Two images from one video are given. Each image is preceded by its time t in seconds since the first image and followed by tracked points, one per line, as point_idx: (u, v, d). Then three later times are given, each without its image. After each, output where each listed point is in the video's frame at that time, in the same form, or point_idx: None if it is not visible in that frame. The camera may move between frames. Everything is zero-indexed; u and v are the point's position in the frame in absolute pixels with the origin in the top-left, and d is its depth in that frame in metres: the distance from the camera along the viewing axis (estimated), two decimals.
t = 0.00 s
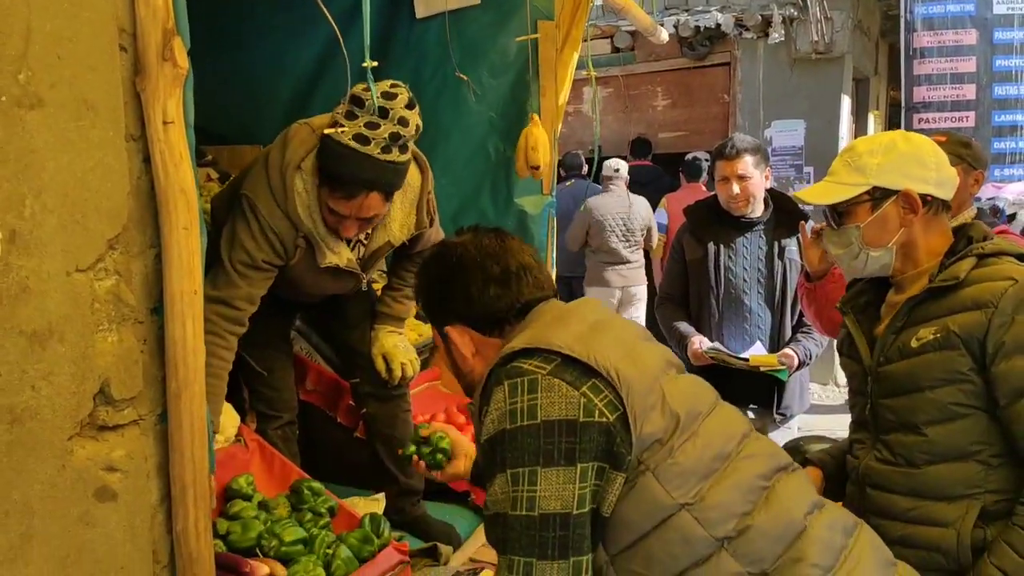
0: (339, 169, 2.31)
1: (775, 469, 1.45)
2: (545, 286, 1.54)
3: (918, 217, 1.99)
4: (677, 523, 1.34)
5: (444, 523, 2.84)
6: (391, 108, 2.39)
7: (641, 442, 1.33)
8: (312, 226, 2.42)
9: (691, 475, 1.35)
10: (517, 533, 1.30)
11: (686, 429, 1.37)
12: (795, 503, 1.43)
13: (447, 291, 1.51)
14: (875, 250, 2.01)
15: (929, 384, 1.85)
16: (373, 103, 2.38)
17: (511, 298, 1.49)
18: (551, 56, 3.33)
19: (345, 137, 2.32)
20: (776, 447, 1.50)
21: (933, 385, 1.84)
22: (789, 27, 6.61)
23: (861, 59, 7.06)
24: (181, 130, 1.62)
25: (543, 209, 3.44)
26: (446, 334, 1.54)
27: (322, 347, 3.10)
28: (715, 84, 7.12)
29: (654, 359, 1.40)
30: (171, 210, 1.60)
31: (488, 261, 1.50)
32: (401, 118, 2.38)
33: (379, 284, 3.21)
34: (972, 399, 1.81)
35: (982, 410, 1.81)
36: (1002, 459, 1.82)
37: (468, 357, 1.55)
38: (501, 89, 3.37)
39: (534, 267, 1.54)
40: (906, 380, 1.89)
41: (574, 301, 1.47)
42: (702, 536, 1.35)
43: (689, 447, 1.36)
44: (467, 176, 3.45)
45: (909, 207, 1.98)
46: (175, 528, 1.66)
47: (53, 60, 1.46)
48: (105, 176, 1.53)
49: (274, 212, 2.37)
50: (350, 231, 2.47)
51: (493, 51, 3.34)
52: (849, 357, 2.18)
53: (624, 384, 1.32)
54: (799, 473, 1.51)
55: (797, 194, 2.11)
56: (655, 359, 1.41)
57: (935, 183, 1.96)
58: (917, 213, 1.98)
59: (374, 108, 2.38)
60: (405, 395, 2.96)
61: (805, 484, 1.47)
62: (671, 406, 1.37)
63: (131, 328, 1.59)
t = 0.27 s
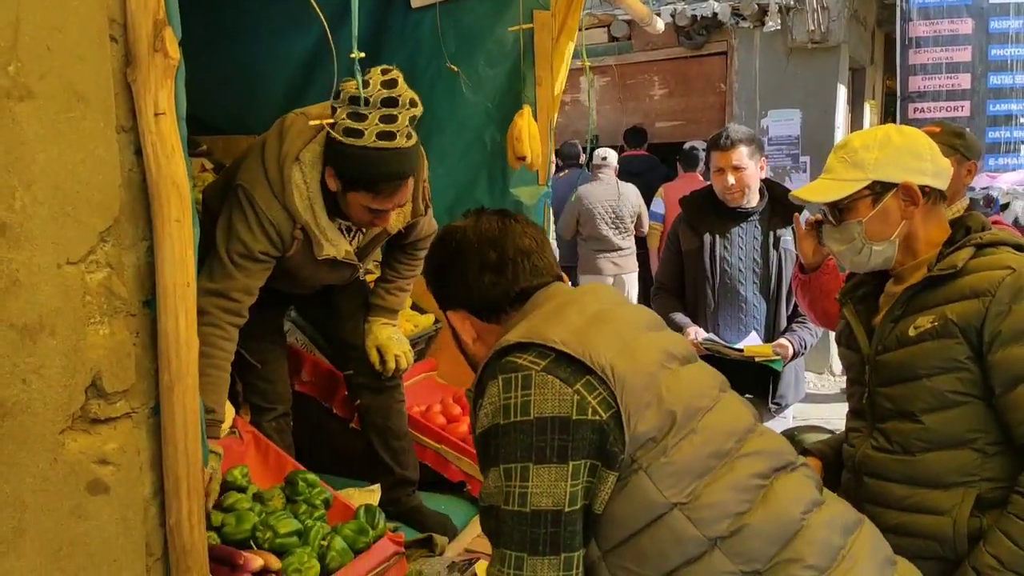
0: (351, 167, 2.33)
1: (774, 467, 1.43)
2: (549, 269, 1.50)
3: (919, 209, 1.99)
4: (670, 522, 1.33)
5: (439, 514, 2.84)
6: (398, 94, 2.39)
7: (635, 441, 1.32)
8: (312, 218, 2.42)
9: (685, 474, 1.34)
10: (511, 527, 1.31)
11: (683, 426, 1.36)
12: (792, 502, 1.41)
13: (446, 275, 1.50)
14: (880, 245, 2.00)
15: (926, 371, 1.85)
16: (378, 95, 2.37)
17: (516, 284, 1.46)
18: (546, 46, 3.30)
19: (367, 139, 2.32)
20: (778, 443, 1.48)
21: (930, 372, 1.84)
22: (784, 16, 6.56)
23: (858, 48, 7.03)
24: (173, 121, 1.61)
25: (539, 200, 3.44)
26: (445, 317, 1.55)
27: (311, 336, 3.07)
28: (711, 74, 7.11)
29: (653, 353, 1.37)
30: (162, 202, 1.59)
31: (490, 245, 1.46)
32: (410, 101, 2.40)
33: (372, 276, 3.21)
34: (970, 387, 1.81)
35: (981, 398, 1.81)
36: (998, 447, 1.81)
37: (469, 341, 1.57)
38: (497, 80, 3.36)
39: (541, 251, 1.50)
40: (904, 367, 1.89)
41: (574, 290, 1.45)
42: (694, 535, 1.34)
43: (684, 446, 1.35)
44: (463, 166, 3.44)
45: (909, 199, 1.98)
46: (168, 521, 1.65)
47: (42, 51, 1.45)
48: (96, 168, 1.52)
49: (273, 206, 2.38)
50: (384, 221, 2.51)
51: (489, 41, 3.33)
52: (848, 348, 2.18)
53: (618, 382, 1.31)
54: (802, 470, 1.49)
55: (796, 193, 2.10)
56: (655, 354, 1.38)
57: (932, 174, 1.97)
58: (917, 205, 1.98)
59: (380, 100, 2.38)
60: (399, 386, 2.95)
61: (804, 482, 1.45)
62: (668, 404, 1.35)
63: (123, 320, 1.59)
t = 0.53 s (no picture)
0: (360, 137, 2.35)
1: (765, 451, 1.40)
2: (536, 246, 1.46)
3: (916, 189, 1.95)
4: (654, 507, 1.31)
5: (429, 501, 2.82)
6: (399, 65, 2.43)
7: (619, 424, 1.30)
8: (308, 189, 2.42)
9: (670, 458, 1.32)
10: (492, 512, 1.28)
11: (669, 409, 1.33)
12: (780, 487, 1.39)
13: (429, 251, 1.46)
14: (875, 226, 1.97)
15: (922, 352, 1.82)
16: (381, 66, 2.41)
17: (501, 259, 1.42)
18: (540, 29, 3.20)
19: (373, 108, 2.34)
20: (771, 426, 1.44)
21: (926, 352, 1.81)
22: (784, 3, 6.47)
23: (858, 35, 6.97)
24: (149, 99, 1.58)
25: (534, 185, 3.38)
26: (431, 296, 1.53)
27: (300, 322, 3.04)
28: (711, 61, 7.05)
29: (640, 335, 1.34)
30: (139, 182, 1.56)
31: (473, 220, 1.43)
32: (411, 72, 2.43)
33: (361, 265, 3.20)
34: (967, 366, 1.78)
35: (978, 378, 1.78)
36: (994, 428, 1.79)
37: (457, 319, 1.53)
38: (489, 63, 3.32)
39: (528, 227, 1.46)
40: (898, 349, 1.86)
41: (561, 269, 1.41)
42: (678, 521, 1.31)
43: (671, 430, 1.32)
44: (456, 153, 3.43)
45: (907, 179, 1.94)
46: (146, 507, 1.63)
47: (14, 26, 1.41)
48: (71, 146, 1.49)
49: (268, 176, 2.38)
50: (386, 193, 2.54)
51: (480, 23, 3.28)
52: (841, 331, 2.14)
53: (603, 365, 1.28)
54: (794, 453, 1.46)
55: (789, 175, 2.07)
56: (642, 335, 1.35)
57: (929, 154, 1.93)
58: (914, 185, 1.95)
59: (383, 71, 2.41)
60: (387, 372, 2.93)
61: (793, 466, 1.43)
62: (654, 387, 1.32)
63: (99, 302, 1.56)
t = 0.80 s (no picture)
0: (345, 104, 2.31)
1: (728, 450, 1.38)
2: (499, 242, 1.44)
3: (901, 180, 1.90)
4: (614, 508, 1.29)
5: (411, 499, 2.79)
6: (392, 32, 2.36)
7: (578, 422, 1.28)
8: (292, 158, 2.40)
9: (631, 457, 1.30)
10: (451, 513, 1.26)
11: (629, 406, 1.31)
12: (743, 487, 1.37)
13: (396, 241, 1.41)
14: (858, 217, 1.92)
15: (904, 344, 1.78)
16: (373, 34, 2.34)
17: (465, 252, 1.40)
18: (529, 20, 3.19)
19: (363, 77, 2.29)
20: (736, 425, 1.43)
21: (909, 346, 1.77)
22: None
23: (864, 26, 6.88)
24: (109, 86, 1.54)
25: (523, 176, 3.33)
26: (399, 288, 1.44)
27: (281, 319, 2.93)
28: (713, 52, 6.96)
29: (599, 331, 1.32)
30: (97, 172, 1.52)
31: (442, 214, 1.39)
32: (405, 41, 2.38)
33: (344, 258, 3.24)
34: (950, 361, 1.73)
35: (962, 372, 1.73)
36: (978, 425, 1.75)
37: (421, 312, 1.44)
38: (479, 53, 3.28)
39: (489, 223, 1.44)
40: (878, 343, 1.83)
41: (521, 265, 1.40)
42: (639, 522, 1.29)
43: (632, 428, 1.30)
44: (445, 146, 3.38)
45: (891, 169, 1.89)
46: (108, 505, 1.59)
47: None
48: (27, 134, 1.45)
49: (253, 146, 2.37)
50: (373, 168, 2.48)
51: (469, 13, 3.24)
52: (824, 324, 2.11)
53: (560, 361, 1.27)
54: (758, 452, 1.45)
55: (772, 164, 2.02)
56: (602, 332, 1.33)
57: (916, 144, 1.88)
58: (899, 175, 1.89)
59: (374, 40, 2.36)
60: (369, 368, 2.91)
61: (757, 466, 1.41)
62: (614, 384, 1.30)
63: (57, 296, 1.52)
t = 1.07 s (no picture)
0: (332, 80, 2.25)
1: (695, 442, 1.39)
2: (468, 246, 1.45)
3: (871, 171, 1.89)
4: (583, 499, 1.30)
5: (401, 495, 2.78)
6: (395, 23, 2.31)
7: (546, 413, 1.30)
8: (289, 139, 2.37)
9: (599, 447, 1.31)
10: (419, 508, 1.26)
11: (595, 397, 1.33)
12: (714, 477, 1.37)
13: (365, 242, 1.39)
14: (828, 203, 1.95)
15: (889, 338, 1.77)
16: (377, 19, 2.29)
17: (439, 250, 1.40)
18: (524, 13, 3.15)
19: (355, 55, 2.22)
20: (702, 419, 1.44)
21: (893, 340, 1.77)
22: None
23: (873, 20, 6.81)
24: (83, 74, 1.51)
25: (519, 171, 3.32)
26: (365, 290, 1.41)
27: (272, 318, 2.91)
28: (721, 47, 6.91)
29: (564, 325, 1.35)
30: (69, 163, 1.50)
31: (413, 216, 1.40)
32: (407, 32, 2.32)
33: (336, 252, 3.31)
34: (937, 354, 1.72)
35: (948, 365, 1.72)
36: (966, 420, 1.73)
37: (387, 315, 1.41)
38: (474, 46, 3.27)
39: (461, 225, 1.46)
40: (863, 337, 1.82)
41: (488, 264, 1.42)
42: (608, 513, 1.30)
43: (599, 419, 1.32)
44: (439, 138, 3.39)
45: (861, 160, 1.89)
46: (83, 499, 1.58)
47: None
48: None
49: (252, 129, 2.35)
50: (353, 150, 2.40)
51: (464, 7, 3.22)
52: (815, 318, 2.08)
53: (528, 351, 1.29)
54: (726, 445, 1.45)
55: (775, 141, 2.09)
56: (567, 325, 1.36)
57: (891, 136, 1.84)
58: (868, 166, 1.88)
59: (377, 23, 2.28)
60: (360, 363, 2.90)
61: (728, 457, 1.41)
62: (580, 375, 1.32)
63: (29, 287, 1.49)
